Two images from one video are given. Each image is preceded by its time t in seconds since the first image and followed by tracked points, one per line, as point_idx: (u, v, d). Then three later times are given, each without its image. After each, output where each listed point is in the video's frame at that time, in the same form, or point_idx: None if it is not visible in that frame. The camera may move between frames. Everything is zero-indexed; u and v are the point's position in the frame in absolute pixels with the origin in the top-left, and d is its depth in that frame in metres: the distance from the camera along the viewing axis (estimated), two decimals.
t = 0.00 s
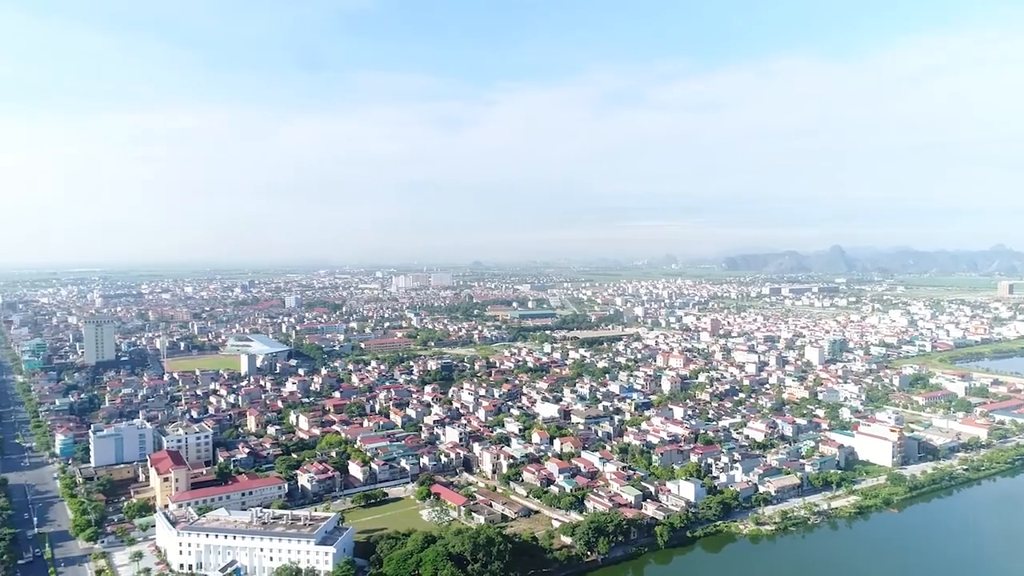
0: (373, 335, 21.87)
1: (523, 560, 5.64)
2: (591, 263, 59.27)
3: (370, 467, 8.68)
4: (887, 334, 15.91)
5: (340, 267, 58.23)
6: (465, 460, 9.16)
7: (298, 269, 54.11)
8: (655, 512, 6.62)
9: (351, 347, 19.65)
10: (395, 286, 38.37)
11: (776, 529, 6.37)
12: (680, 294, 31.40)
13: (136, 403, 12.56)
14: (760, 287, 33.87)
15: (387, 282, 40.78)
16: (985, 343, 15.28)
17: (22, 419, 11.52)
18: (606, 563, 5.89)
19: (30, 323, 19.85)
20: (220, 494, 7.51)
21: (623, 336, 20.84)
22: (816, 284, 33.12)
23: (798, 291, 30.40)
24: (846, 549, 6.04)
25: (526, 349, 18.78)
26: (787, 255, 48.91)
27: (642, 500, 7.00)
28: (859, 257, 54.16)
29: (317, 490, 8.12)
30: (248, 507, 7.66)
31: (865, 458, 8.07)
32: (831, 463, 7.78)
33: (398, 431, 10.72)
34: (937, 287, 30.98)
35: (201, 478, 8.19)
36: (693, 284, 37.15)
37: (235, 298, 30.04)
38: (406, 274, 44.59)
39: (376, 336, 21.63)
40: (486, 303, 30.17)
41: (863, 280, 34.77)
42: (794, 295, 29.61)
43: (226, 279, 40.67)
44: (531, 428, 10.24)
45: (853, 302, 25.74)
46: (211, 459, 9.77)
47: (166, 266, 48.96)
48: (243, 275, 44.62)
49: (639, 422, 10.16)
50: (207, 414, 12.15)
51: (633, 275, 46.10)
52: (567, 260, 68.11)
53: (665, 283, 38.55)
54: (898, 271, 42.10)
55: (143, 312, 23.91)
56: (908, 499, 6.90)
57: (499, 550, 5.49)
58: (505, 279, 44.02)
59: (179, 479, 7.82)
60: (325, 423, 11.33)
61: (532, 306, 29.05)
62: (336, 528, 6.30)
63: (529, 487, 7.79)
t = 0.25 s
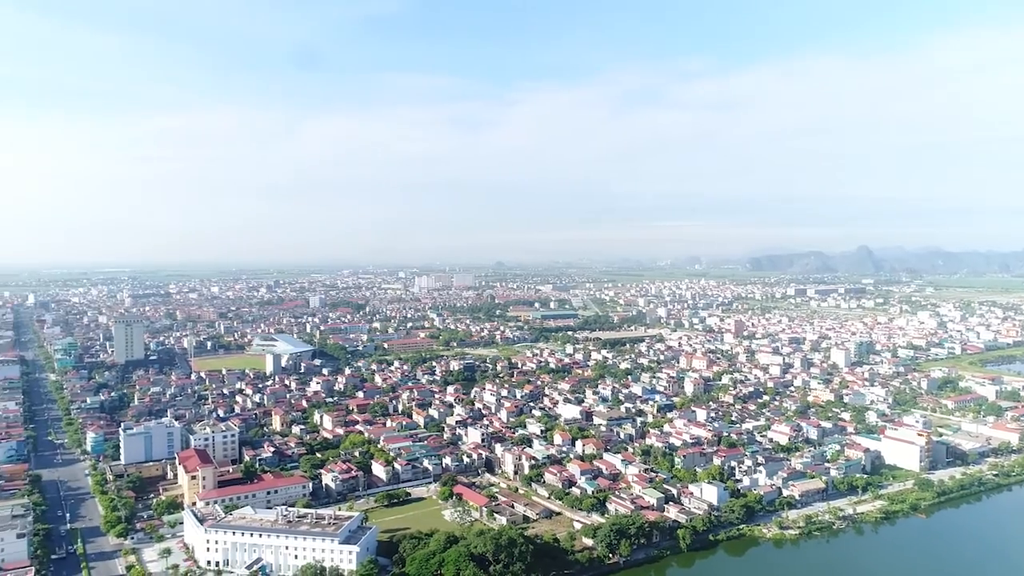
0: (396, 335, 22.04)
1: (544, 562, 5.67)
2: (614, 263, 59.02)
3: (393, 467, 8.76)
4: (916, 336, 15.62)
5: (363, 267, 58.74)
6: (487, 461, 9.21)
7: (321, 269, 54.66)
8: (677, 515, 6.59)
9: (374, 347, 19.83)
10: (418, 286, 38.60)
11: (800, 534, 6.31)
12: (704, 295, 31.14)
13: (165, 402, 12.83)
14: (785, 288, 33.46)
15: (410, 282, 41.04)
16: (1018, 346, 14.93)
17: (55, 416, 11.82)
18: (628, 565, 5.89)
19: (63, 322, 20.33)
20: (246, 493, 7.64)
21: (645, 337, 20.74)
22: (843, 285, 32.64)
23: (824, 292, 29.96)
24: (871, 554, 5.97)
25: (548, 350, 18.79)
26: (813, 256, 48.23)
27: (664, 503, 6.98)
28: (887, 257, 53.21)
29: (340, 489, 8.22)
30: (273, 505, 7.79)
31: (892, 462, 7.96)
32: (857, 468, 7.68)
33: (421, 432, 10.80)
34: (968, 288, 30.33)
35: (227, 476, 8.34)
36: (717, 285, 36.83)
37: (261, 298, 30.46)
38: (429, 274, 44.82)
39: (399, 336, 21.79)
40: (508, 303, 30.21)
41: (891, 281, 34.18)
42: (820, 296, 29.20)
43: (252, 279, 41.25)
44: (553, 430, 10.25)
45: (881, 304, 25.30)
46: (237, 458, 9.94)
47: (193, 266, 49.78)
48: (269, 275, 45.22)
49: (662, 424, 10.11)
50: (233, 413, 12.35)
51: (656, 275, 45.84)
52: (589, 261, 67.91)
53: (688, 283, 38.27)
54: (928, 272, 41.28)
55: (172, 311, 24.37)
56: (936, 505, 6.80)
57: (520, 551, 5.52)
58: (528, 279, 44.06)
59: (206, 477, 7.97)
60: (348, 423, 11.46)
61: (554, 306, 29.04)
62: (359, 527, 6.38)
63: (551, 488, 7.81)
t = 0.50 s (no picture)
0: (422, 335, 22.22)
1: (570, 564, 5.70)
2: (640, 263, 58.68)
3: (419, 467, 8.86)
4: (950, 339, 15.28)
5: (390, 267, 59.22)
6: (512, 462, 9.26)
7: (349, 269, 55.26)
8: (704, 519, 6.57)
9: (401, 347, 20.03)
10: (444, 286, 38.83)
11: (829, 539, 6.24)
12: (731, 296, 30.82)
13: (197, 400, 13.12)
14: (815, 288, 32.95)
15: (436, 282, 41.29)
16: None
17: (92, 413, 12.17)
18: (654, 568, 5.89)
19: (99, 321, 20.87)
20: (276, 491, 7.79)
21: (672, 338, 20.61)
22: (875, 286, 32.04)
23: (855, 292, 29.44)
24: (902, 561, 5.88)
25: (574, 351, 18.78)
26: (844, 256, 47.36)
27: (690, 506, 6.95)
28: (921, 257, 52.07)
29: (368, 489, 8.34)
30: (302, 503, 7.94)
31: (924, 467, 7.82)
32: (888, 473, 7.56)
33: (447, 432, 10.88)
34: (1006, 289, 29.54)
35: (258, 474, 8.52)
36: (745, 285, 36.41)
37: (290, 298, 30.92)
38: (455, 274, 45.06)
39: (426, 337, 21.97)
40: (533, 303, 30.23)
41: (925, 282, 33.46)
42: (851, 297, 28.70)
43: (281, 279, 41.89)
44: (579, 431, 10.26)
45: (914, 305, 24.78)
46: (267, 456, 10.13)
47: (224, 266, 50.66)
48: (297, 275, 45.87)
49: (688, 426, 10.06)
50: (263, 412, 12.59)
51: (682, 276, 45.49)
52: (616, 261, 67.61)
53: (715, 284, 37.89)
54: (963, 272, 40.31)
55: (203, 311, 24.89)
56: (970, 511, 6.67)
57: (546, 552, 5.56)
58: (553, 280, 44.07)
59: (237, 475, 8.16)
60: (376, 423, 11.60)
61: (580, 307, 29.00)
62: (387, 527, 6.47)
63: (576, 490, 7.83)
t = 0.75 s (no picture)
0: (441, 335, 22.32)
1: (587, 565, 5.70)
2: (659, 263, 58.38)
3: (438, 467, 8.92)
4: (976, 340, 15.03)
5: (409, 267, 59.51)
6: (531, 463, 9.28)
7: (368, 269, 55.61)
8: (723, 521, 6.54)
9: (420, 347, 20.15)
10: (463, 287, 38.94)
11: (850, 543, 6.19)
12: (752, 296, 30.56)
13: (219, 399, 13.31)
14: (837, 289, 32.55)
15: (454, 282, 41.44)
16: None
17: (117, 412, 12.40)
18: (672, 571, 5.88)
19: (124, 321, 21.23)
20: (297, 490, 7.89)
21: (691, 339, 20.50)
22: (898, 287, 31.60)
23: (878, 293, 29.05)
24: (925, 567, 5.81)
25: (592, 352, 18.75)
26: (866, 256, 46.74)
27: (709, 509, 6.93)
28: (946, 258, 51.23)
29: (387, 488, 8.41)
30: (322, 502, 8.03)
31: (947, 471, 7.72)
32: (911, 476, 7.47)
33: (465, 432, 10.94)
34: None
35: (279, 473, 8.63)
36: (765, 286, 36.08)
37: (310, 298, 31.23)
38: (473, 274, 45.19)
39: (445, 337, 22.06)
40: (552, 304, 30.24)
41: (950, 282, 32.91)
42: (873, 297, 28.32)
43: (302, 279, 42.31)
44: (597, 432, 10.27)
45: (939, 307, 24.40)
46: (288, 455, 10.26)
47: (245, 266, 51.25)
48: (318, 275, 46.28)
49: (707, 428, 10.01)
50: (284, 411, 12.74)
51: (702, 276, 45.20)
52: (634, 262, 67.34)
53: (735, 284, 37.60)
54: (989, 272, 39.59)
55: (225, 311, 25.22)
56: (995, 517, 6.58)
57: (564, 554, 5.58)
58: (572, 280, 44.05)
59: (258, 474, 8.27)
60: (395, 422, 11.69)
61: (598, 307, 28.94)
62: (406, 526, 6.53)
63: (595, 492, 7.84)
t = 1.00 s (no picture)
0: (465, 336, 22.43)
1: (611, 568, 5.71)
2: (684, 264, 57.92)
3: (462, 467, 8.98)
4: (1011, 343, 14.66)
5: (434, 268, 59.83)
6: (555, 464, 9.30)
7: (393, 270, 56.02)
8: (748, 525, 6.50)
9: (444, 347, 20.28)
10: (487, 287, 39.06)
11: (878, 549, 6.11)
12: (779, 297, 30.18)
13: (248, 398, 13.55)
14: (867, 290, 31.99)
15: (479, 283, 41.61)
16: None
17: (149, 410, 12.70)
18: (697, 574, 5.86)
19: (155, 321, 21.70)
20: (324, 489, 8.01)
21: (717, 341, 20.31)
22: (930, 287, 30.98)
23: (910, 294, 28.49)
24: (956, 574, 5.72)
25: (617, 353, 18.69)
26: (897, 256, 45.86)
27: (735, 512, 6.89)
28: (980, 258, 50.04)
29: (412, 488, 8.50)
30: (349, 501, 8.15)
31: (980, 477, 7.57)
32: (942, 482, 7.35)
33: (489, 433, 11.00)
34: None
35: (306, 472, 8.77)
36: (793, 287, 35.61)
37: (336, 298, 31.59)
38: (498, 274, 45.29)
39: (469, 337, 22.17)
40: (576, 304, 30.20)
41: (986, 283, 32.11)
42: (905, 299, 27.78)
43: (328, 279, 42.81)
44: (622, 434, 10.25)
45: (973, 308, 23.85)
46: (315, 454, 10.41)
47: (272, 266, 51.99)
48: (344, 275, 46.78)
49: (733, 431, 9.94)
50: (311, 411, 12.93)
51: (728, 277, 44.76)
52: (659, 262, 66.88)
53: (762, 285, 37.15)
54: None
55: (253, 310, 25.63)
56: None
57: (588, 556, 5.60)
58: (596, 280, 43.95)
59: (286, 472, 8.41)
60: (420, 423, 11.79)
61: (622, 308, 28.82)
62: (431, 526, 6.60)
63: (619, 494, 7.83)
